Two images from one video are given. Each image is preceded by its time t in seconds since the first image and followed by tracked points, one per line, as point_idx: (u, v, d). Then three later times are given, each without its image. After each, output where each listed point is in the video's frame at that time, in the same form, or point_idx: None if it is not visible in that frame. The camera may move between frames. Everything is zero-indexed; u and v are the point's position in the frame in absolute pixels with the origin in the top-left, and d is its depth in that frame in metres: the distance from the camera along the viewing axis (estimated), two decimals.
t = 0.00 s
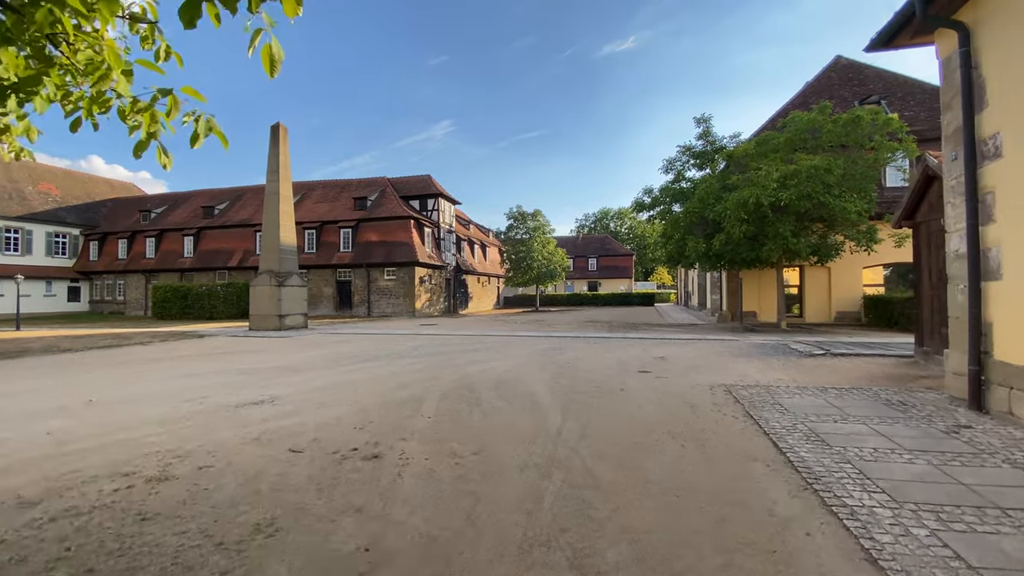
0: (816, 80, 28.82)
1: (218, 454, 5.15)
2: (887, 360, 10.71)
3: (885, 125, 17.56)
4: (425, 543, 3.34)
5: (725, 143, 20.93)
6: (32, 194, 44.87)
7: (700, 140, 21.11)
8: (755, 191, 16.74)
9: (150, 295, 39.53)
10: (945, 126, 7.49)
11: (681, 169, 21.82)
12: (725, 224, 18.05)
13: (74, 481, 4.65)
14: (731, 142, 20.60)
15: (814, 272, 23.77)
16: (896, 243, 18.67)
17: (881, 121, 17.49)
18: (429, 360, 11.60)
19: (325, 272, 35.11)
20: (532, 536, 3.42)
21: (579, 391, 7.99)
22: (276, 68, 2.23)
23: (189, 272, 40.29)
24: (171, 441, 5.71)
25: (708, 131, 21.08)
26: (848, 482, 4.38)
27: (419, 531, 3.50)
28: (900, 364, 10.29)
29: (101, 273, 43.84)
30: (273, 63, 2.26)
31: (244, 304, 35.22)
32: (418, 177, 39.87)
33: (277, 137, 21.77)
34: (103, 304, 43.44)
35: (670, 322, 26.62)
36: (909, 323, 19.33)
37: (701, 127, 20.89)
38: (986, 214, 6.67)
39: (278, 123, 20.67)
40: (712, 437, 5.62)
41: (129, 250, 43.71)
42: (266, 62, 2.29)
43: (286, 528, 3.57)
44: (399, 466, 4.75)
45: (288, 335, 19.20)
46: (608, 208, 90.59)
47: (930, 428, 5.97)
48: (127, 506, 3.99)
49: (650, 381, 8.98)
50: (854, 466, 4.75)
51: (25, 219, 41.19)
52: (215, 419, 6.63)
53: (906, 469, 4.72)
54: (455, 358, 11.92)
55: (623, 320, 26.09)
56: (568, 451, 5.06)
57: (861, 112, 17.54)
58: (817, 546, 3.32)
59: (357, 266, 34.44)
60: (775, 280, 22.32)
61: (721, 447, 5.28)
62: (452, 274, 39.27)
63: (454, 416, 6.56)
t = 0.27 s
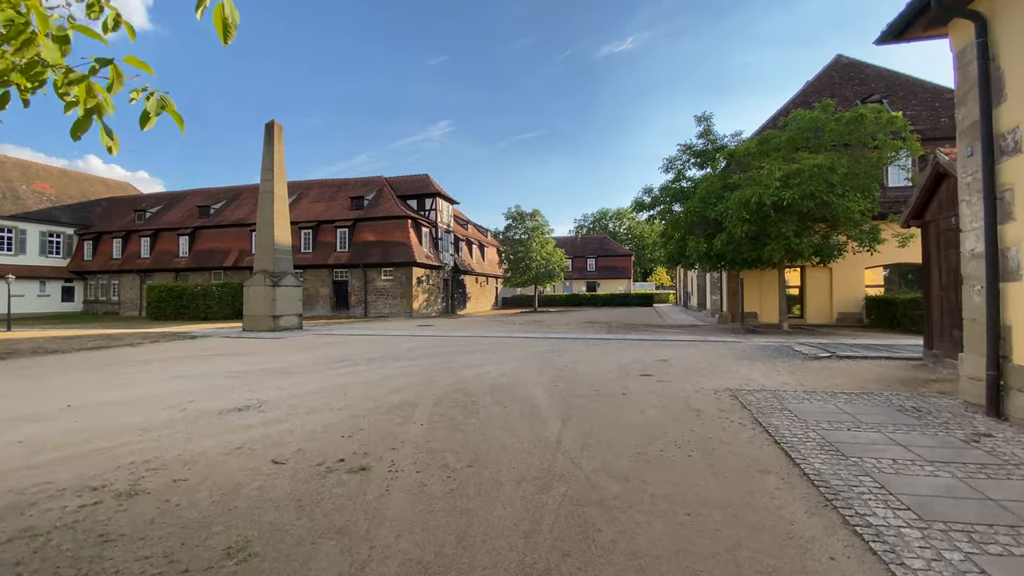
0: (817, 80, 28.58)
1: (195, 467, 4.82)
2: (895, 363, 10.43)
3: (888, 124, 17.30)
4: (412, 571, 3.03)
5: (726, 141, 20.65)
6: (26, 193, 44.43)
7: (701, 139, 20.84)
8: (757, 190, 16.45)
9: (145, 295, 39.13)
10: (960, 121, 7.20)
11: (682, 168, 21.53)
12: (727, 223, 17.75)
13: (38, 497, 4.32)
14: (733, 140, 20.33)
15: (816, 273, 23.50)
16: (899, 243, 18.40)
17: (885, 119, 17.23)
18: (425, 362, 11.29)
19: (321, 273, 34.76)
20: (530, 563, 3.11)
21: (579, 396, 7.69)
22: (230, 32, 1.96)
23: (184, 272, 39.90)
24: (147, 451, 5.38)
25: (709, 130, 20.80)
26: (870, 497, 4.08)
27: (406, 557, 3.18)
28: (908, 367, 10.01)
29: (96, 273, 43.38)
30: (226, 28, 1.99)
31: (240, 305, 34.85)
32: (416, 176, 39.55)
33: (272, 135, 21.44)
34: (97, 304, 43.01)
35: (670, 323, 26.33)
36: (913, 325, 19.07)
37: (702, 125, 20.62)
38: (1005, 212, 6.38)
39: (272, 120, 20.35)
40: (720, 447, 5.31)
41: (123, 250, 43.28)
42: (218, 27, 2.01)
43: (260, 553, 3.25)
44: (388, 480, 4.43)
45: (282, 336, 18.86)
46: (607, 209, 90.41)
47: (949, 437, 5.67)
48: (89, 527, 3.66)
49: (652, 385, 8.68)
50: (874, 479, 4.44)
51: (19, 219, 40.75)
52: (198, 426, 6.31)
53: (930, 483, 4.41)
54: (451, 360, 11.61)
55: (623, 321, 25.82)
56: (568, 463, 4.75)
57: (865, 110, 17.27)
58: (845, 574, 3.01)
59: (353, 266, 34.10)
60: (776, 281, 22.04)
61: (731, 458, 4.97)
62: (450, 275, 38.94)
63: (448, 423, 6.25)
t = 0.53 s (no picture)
0: (817, 78, 28.33)
1: (162, 477, 4.47)
2: (901, 364, 10.14)
3: (891, 121, 17.03)
4: None
5: (726, 139, 20.37)
6: (19, 191, 43.97)
7: (701, 137, 20.56)
8: (758, 187, 16.15)
9: (138, 294, 38.69)
10: (974, 112, 6.93)
11: (681, 166, 21.24)
12: (727, 222, 17.46)
13: None
14: (733, 138, 20.04)
15: (816, 272, 23.24)
16: (902, 242, 18.12)
17: (888, 116, 16.96)
18: (418, 363, 10.96)
19: (316, 272, 34.38)
20: None
21: (577, 398, 7.37)
22: None
23: (178, 271, 39.47)
24: (115, 459, 5.03)
25: (709, 127, 20.52)
26: (892, 511, 3.76)
27: None
28: (916, 368, 9.71)
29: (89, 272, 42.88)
30: None
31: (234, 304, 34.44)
32: (412, 175, 39.20)
33: (265, 131, 21.09)
34: (90, 303, 42.53)
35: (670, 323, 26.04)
36: (915, 325, 18.80)
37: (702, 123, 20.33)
38: None
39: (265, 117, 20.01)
40: (726, 453, 4.99)
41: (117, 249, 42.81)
42: None
43: None
44: (369, 491, 4.09)
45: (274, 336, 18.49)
46: (605, 209, 90.19)
47: (968, 443, 5.35)
48: (35, 546, 3.31)
49: (653, 386, 8.37)
50: (893, 490, 4.13)
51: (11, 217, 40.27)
52: (174, 430, 5.97)
53: (954, 495, 4.10)
54: (446, 361, 11.28)
55: (621, 321, 25.53)
56: (564, 472, 4.42)
57: (868, 107, 17.00)
58: None
59: (349, 266, 33.72)
60: (777, 280, 21.76)
61: (739, 466, 4.65)
62: (447, 274, 38.60)
63: (439, 427, 5.91)
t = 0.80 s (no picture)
0: (817, 78, 28.08)
1: (123, 499, 4.11)
2: (909, 370, 9.83)
3: (894, 120, 16.75)
4: None
5: (726, 138, 20.07)
6: (10, 190, 43.42)
7: (700, 136, 20.26)
8: (759, 187, 15.85)
9: (130, 295, 38.20)
10: (991, 107, 6.63)
11: (680, 166, 20.93)
12: (727, 222, 17.15)
13: None
14: (733, 137, 19.74)
15: (816, 274, 22.96)
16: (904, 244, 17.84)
17: (891, 115, 16.67)
18: (411, 368, 10.61)
19: (311, 273, 33.99)
20: None
21: (574, 407, 7.03)
22: None
23: (171, 271, 39.00)
24: (76, 477, 4.67)
25: (708, 127, 20.21)
26: (920, 540, 3.44)
27: None
28: (924, 374, 9.42)
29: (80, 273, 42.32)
30: None
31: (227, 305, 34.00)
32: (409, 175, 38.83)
33: (257, 129, 20.74)
34: (81, 304, 41.96)
35: (668, 325, 25.75)
36: (917, 327, 18.52)
37: (702, 122, 20.03)
38: None
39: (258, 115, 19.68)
40: (734, 470, 4.66)
41: (109, 249, 42.29)
42: None
43: None
44: (347, 516, 3.74)
45: (265, 339, 18.10)
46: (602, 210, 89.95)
47: (991, 459, 5.03)
48: None
49: (653, 393, 8.04)
50: (918, 515, 3.80)
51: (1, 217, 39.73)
52: (145, 443, 5.60)
53: (983, 520, 3.78)
54: (439, 365, 10.94)
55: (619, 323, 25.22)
56: (561, 494, 4.06)
57: (870, 106, 16.70)
58: None
59: (344, 266, 33.32)
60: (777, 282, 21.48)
61: (749, 486, 4.31)
62: (443, 275, 38.22)
63: (427, 441, 5.55)
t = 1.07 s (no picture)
0: (816, 77, 27.86)
1: (84, 517, 3.77)
2: (917, 373, 9.56)
3: (897, 119, 16.50)
4: None
5: (727, 137, 19.80)
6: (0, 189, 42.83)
7: (700, 135, 20.00)
8: (761, 186, 15.57)
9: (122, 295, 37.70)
10: (1008, 101, 6.37)
11: (679, 165, 20.65)
12: (728, 221, 16.87)
13: None
14: (733, 136, 19.47)
15: (816, 274, 22.72)
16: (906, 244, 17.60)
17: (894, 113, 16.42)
18: (405, 371, 10.27)
19: (306, 272, 33.60)
20: None
21: (574, 413, 6.72)
22: None
23: (164, 271, 38.52)
24: (39, 491, 4.32)
25: (709, 125, 19.95)
26: (958, 565, 3.13)
27: None
28: (933, 377, 9.15)
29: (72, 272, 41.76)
30: None
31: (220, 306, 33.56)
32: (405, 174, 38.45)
33: (250, 127, 20.39)
34: (72, 304, 41.40)
35: (666, 326, 25.50)
36: (919, 329, 18.30)
37: (701, 120, 19.76)
38: None
39: (250, 112, 19.34)
40: (746, 484, 4.36)
41: (101, 248, 41.75)
42: None
43: None
44: (328, 538, 3.41)
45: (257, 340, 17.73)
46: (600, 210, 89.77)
47: (1017, 470, 4.74)
48: None
49: (656, 398, 7.73)
50: (952, 536, 3.50)
51: None
52: (118, 454, 5.25)
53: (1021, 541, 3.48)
54: (434, 368, 10.61)
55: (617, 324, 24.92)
56: (562, 513, 3.74)
57: (873, 104, 16.45)
58: None
59: (339, 266, 32.94)
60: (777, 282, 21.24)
61: (764, 502, 4.00)
62: (440, 275, 37.86)
63: (419, 451, 5.22)
